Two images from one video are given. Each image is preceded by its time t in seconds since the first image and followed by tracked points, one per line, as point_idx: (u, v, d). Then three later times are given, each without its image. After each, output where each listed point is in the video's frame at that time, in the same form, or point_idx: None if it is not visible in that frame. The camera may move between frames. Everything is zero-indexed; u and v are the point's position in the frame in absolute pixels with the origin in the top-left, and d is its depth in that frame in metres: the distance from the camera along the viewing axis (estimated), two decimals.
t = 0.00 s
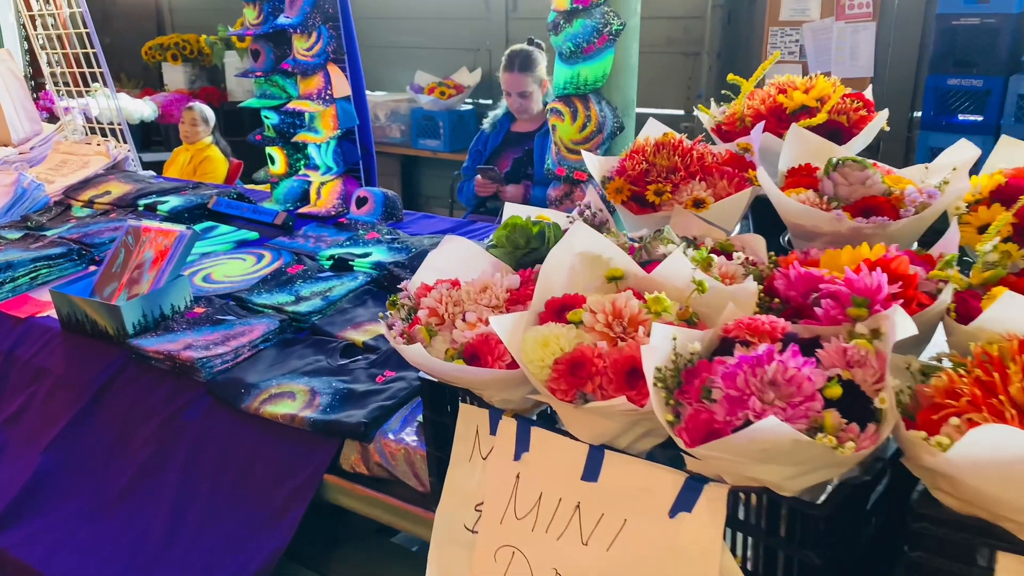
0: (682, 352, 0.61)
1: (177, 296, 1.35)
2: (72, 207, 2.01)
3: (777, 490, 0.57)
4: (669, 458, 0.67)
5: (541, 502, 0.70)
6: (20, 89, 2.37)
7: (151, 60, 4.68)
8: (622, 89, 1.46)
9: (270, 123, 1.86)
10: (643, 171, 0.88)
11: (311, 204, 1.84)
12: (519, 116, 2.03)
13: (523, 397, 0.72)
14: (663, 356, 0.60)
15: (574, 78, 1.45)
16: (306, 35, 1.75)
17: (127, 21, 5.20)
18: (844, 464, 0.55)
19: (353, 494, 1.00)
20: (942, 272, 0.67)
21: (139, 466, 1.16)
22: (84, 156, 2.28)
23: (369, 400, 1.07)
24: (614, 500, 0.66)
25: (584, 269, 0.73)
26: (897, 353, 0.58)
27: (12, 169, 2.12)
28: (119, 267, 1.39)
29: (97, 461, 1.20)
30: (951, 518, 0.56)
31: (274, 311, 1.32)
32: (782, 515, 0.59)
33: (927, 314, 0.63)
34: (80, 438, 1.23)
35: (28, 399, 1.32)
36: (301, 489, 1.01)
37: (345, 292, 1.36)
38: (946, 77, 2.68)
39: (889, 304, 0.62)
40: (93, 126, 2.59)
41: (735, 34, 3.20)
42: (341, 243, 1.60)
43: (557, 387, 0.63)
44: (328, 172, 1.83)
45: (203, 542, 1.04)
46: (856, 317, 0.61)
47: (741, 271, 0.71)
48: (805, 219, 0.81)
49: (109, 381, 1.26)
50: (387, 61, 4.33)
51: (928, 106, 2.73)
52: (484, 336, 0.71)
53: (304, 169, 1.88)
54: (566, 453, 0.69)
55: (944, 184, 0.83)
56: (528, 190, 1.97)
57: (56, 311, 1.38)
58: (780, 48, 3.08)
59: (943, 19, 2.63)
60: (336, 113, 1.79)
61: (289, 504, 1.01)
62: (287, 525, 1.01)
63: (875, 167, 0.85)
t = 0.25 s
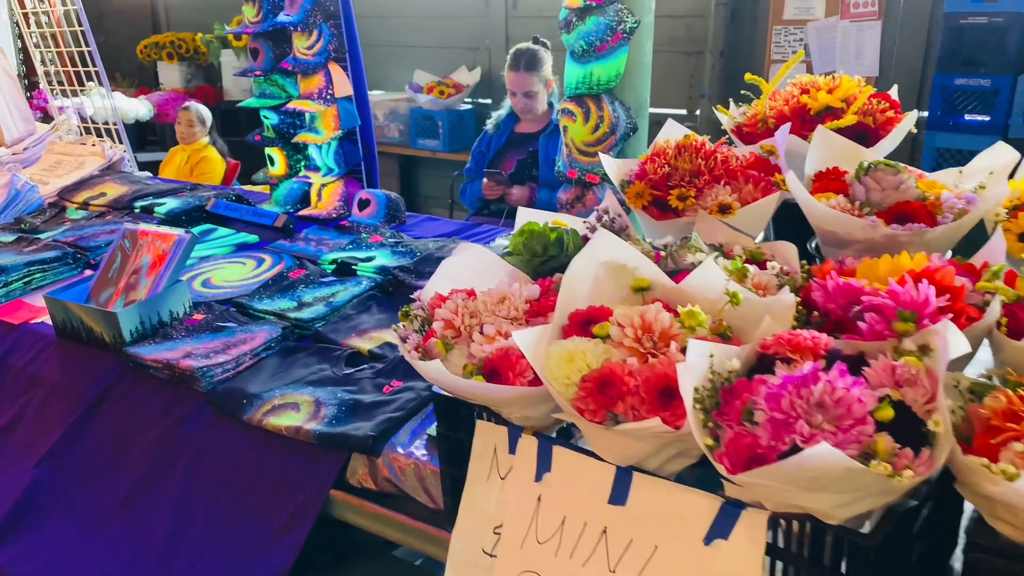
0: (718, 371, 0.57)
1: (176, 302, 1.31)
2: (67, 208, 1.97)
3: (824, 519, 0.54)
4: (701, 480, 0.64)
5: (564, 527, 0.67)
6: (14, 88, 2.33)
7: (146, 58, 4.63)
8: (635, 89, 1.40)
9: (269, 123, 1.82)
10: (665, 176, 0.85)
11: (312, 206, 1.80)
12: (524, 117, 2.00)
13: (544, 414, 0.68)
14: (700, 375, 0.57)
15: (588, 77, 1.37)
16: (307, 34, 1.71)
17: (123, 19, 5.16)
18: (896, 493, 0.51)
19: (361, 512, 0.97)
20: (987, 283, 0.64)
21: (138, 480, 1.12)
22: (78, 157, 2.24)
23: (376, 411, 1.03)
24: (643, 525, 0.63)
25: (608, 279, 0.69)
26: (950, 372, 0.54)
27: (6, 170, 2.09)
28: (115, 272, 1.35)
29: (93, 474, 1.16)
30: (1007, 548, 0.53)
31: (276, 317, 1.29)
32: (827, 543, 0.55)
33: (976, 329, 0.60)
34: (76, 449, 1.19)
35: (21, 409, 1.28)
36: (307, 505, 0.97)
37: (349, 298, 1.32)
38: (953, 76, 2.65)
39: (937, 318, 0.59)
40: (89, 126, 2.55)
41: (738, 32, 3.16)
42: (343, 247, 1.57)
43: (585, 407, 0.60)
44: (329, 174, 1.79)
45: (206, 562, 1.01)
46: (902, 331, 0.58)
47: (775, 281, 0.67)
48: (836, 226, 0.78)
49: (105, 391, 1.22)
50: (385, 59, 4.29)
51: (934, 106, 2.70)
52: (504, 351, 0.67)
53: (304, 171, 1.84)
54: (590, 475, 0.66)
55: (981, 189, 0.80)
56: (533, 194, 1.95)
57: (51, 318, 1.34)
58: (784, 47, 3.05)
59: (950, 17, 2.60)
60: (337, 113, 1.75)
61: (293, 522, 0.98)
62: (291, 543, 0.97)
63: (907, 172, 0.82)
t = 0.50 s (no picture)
0: (787, 395, 0.55)
1: (189, 311, 1.28)
2: (72, 212, 1.94)
3: (904, 555, 0.51)
4: (761, 507, 0.61)
5: (616, 555, 0.64)
6: (17, 90, 2.29)
7: (147, 58, 4.59)
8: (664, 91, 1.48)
9: (281, 126, 1.80)
10: (708, 184, 0.81)
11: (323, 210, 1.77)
12: (539, 119, 1.98)
13: (593, 437, 0.65)
14: (770, 401, 0.53)
15: (616, 81, 1.46)
16: (319, 35, 1.67)
17: (123, 18, 5.14)
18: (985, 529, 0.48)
19: (389, 530, 0.94)
20: None
21: (155, 496, 1.09)
22: (83, 159, 2.20)
23: (402, 425, 1.00)
24: (702, 555, 0.60)
25: (657, 294, 0.66)
26: None
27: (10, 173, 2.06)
28: (126, 279, 1.31)
29: (108, 489, 1.13)
30: None
31: (294, 326, 1.26)
32: None
33: None
34: (89, 463, 1.16)
35: (31, 421, 1.25)
36: (333, 524, 0.94)
37: (367, 306, 1.29)
38: (968, 78, 2.62)
39: (1015, 339, 0.56)
40: (93, 128, 2.52)
41: (748, 33, 3.14)
42: (358, 253, 1.54)
43: (645, 433, 0.56)
44: (342, 178, 1.76)
45: None
46: (981, 353, 0.54)
47: (834, 298, 0.64)
48: (888, 237, 0.75)
49: (118, 404, 1.18)
50: (389, 59, 4.26)
51: (949, 108, 2.67)
52: (551, 370, 0.64)
53: (316, 175, 1.80)
54: (644, 501, 0.63)
55: None
56: (547, 197, 1.93)
57: (60, 326, 1.31)
58: (795, 47, 3.02)
59: (965, 18, 2.58)
60: (350, 117, 1.72)
61: (318, 542, 0.95)
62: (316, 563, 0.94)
63: (960, 181, 0.79)
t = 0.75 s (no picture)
0: (894, 418, 0.52)
1: (215, 317, 1.24)
2: (88, 214, 1.91)
3: None
4: (851, 533, 0.58)
5: None
6: (29, 89, 2.25)
7: (152, 57, 4.56)
8: (704, 95, 1.58)
9: (301, 127, 1.77)
10: (773, 190, 0.78)
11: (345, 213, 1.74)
12: (561, 119, 1.94)
13: (671, 457, 0.62)
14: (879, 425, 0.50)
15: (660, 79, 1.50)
16: (342, 35, 1.64)
17: (128, 17, 5.11)
18: None
19: (435, 548, 0.91)
20: None
21: (186, 509, 1.06)
22: (96, 160, 2.17)
23: (445, 438, 0.96)
24: None
25: (737, 307, 0.63)
26: None
27: (23, 175, 2.03)
28: (150, 285, 1.28)
29: (137, 502, 1.10)
30: None
31: (325, 334, 1.23)
32: None
33: None
34: (116, 475, 1.13)
35: (55, 431, 1.21)
36: (375, 540, 0.91)
37: (399, 312, 1.26)
38: (990, 78, 2.59)
39: None
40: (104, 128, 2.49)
41: (763, 32, 3.12)
42: (384, 257, 1.51)
43: (740, 458, 0.53)
44: (365, 180, 1.74)
45: None
46: None
47: (924, 312, 0.61)
48: (965, 246, 0.72)
49: (146, 413, 1.15)
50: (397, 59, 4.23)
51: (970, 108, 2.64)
52: (627, 389, 0.60)
53: (337, 177, 1.78)
54: (727, 525, 0.60)
55: None
56: (570, 199, 1.89)
57: (83, 333, 1.28)
58: (811, 47, 3.02)
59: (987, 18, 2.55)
60: (373, 118, 1.68)
61: (359, 559, 0.91)
62: None
63: None
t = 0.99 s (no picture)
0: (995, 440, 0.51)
1: (244, 324, 1.23)
2: (105, 217, 1.89)
3: None
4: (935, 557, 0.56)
5: None
6: (42, 89, 2.23)
7: (158, 57, 4.54)
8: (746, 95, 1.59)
9: (321, 130, 1.75)
10: (835, 199, 0.76)
11: (366, 216, 1.73)
12: (581, 121, 1.92)
13: (745, 477, 0.60)
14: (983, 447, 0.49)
15: (700, 84, 1.54)
16: (365, 37, 1.62)
17: (133, 17, 5.09)
18: None
19: (483, 563, 0.89)
20: None
21: (221, 521, 1.04)
22: (111, 162, 2.15)
23: (487, 450, 0.94)
24: None
25: (812, 322, 0.61)
26: None
27: (38, 178, 2.01)
28: (176, 292, 1.26)
29: (170, 513, 1.08)
30: None
31: (357, 342, 1.21)
32: None
33: None
34: (148, 484, 1.12)
35: (83, 440, 1.20)
36: (420, 556, 0.89)
37: (430, 319, 1.25)
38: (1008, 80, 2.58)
39: None
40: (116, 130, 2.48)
41: (778, 33, 3.10)
42: (410, 262, 1.49)
43: (831, 481, 0.51)
44: (387, 183, 1.72)
45: None
46: None
47: (1006, 329, 0.60)
48: None
49: (176, 422, 1.13)
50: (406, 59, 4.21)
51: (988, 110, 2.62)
52: (702, 407, 0.58)
53: (358, 180, 1.77)
54: (805, 547, 0.58)
55: None
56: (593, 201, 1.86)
57: (110, 340, 1.26)
58: (826, 48, 3.00)
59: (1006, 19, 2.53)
60: (396, 121, 1.67)
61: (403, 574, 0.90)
62: None
63: None
